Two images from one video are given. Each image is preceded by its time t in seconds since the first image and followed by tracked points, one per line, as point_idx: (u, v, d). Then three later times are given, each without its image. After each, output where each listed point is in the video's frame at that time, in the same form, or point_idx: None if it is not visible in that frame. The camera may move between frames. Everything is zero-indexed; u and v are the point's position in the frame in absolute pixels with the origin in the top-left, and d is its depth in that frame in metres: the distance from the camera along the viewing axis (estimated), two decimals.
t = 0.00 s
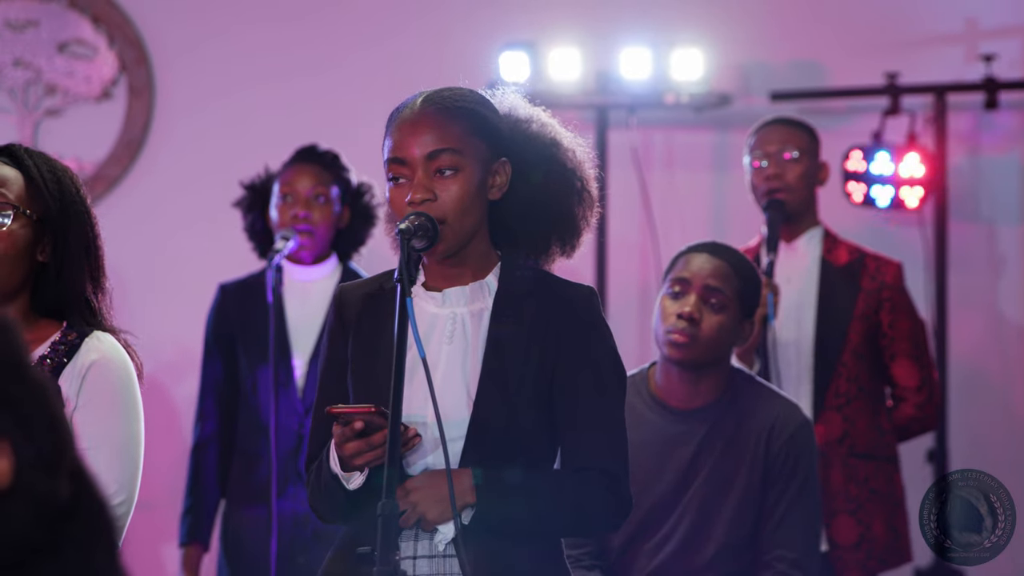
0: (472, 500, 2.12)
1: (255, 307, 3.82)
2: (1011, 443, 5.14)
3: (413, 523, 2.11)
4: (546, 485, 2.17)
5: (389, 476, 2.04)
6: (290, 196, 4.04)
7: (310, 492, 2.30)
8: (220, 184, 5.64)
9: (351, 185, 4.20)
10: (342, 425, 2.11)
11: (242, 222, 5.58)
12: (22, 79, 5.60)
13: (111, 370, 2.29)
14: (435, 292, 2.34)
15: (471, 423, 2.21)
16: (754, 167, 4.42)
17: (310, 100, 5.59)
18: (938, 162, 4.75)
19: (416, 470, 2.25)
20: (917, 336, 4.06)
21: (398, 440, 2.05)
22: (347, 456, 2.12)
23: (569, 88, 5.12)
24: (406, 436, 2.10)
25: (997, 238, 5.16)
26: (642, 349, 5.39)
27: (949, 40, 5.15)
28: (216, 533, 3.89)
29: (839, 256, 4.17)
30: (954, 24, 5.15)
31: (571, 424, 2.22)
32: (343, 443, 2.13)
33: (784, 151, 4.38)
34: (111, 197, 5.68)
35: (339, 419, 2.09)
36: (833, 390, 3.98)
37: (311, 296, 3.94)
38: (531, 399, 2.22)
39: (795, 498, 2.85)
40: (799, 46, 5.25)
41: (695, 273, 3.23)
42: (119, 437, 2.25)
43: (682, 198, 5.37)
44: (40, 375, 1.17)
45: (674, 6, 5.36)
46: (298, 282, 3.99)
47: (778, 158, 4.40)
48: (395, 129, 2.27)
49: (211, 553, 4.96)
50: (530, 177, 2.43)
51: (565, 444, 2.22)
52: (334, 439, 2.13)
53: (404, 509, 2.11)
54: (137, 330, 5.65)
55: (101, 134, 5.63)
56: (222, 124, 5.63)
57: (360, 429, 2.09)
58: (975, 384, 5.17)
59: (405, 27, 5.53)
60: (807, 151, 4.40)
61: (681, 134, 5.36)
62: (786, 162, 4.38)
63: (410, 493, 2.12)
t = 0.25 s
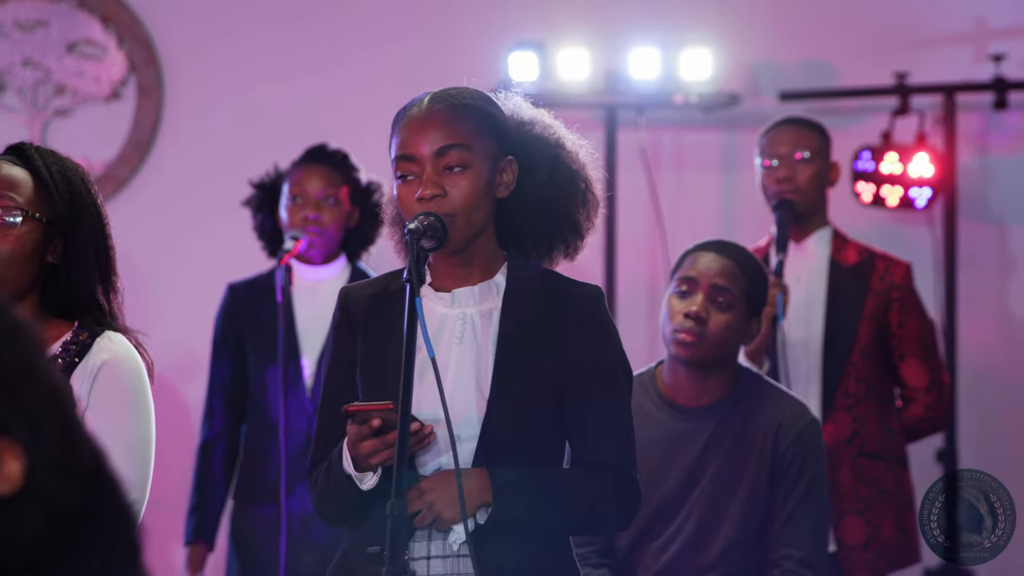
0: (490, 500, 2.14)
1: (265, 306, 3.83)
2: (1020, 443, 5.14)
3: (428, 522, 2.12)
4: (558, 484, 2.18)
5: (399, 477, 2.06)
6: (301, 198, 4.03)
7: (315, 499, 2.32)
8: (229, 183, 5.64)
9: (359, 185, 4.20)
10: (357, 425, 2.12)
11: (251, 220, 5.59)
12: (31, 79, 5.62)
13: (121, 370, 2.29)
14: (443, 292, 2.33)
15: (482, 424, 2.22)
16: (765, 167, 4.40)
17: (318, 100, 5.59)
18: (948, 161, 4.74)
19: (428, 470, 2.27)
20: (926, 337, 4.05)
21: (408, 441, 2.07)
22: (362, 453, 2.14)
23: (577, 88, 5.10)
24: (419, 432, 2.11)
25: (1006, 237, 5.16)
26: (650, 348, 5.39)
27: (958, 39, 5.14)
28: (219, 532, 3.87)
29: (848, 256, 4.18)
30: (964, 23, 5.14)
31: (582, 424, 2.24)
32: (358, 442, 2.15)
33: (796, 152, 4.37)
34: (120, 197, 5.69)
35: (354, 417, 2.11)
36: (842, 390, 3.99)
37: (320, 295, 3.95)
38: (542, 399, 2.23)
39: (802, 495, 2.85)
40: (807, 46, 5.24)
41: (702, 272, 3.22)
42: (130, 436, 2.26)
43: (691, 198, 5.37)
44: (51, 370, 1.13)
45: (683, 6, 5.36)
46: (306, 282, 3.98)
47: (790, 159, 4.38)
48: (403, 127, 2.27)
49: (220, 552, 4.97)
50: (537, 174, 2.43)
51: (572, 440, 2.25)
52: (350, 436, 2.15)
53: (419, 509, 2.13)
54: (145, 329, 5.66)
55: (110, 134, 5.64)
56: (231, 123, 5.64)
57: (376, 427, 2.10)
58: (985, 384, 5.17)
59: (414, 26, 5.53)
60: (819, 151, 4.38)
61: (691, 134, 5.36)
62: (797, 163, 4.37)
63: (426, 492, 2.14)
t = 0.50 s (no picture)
0: (501, 500, 2.14)
1: (274, 306, 3.83)
2: None
3: (439, 522, 2.13)
4: (566, 484, 2.19)
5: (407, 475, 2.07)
6: (311, 199, 4.03)
7: (321, 501, 2.32)
8: (236, 184, 5.64)
9: (368, 185, 4.20)
10: (364, 422, 2.13)
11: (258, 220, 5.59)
12: (40, 79, 5.61)
13: (129, 369, 2.29)
14: (450, 292, 2.33)
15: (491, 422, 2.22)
16: (775, 166, 4.41)
17: (325, 100, 5.60)
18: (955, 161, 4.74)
19: (437, 471, 2.26)
20: (931, 339, 4.04)
21: (415, 438, 2.09)
22: (369, 453, 2.15)
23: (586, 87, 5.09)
24: (425, 427, 2.12)
25: (1014, 237, 5.15)
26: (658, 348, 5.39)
27: (966, 39, 5.14)
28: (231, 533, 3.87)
29: (855, 257, 4.17)
30: (972, 23, 5.14)
31: (590, 423, 2.24)
32: (364, 440, 2.15)
33: (806, 152, 4.36)
34: (128, 197, 5.69)
35: (360, 415, 2.11)
36: (846, 391, 3.99)
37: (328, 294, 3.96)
38: (549, 398, 2.24)
39: (807, 496, 2.85)
40: (816, 46, 5.24)
41: (704, 280, 3.19)
42: (137, 436, 2.26)
43: (698, 198, 5.37)
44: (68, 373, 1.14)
45: (691, 6, 5.36)
46: (315, 282, 4.01)
47: (800, 159, 4.37)
48: (406, 127, 2.27)
49: (228, 552, 4.97)
50: (540, 173, 2.42)
51: (579, 438, 2.25)
52: (355, 436, 2.16)
53: (429, 509, 2.13)
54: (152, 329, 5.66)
55: (117, 134, 5.63)
56: (238, 124, 5.64)
57: (381, 423, 2.10)
58: (992, 384, 5.17)
59: (421, 27, 5.53)
60: (830, 151, 4.37)
61: (698, 134, 5.36)
62: (808, 163, 4.36)
63: (435, 492, 2.14)
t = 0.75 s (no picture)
0: (504, 499, 2.14)
1: (282, 307, 3.82)
2: None
3: (441, 521, 2.13)
4: (573, 484, 2.19)
5: (415, 474, 2.08)
6: (319, 198, 4.02)
7: (328, 499, 2.32)
8: (243, 184, 5.64)
9: (376, 185, 4.19)
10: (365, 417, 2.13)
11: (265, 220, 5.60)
12: (48, 79, 5.61)
13: (136, 370, 2.29)
14: (456, 291, 2.33)
15: (495, 418, 2.22)
16: (784, 164, 4.39)
17: (332, 100, 5.60)
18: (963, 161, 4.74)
19: (441, 471, 2.26)
20: (935, 341, 4.04)
21: (423, 436, 2.09)
22: (372, 450, 2.17)
23: (593, 88, 5.08)
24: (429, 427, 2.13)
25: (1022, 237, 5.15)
26: (666, 348, 5.39)
27: (974, 39, 5.14)
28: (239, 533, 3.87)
29: (861, 258, 4.18)
30: (980, 23, 5.14)
31: (595, 422, 2.24)
32: (369, 437, 2.17)
33: (815, 152, 4.35)
34: (136, 197, 5.69)
35: (361, 413, 2.11)
36: (849, 393, 3.99)
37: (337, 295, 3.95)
38: (555, 399, 2.24)
39: (815, 497, 2.83)
40: (824, 46, 5.24)
41: (709, 280, 3.19)
42: (143, 438, 2.26)
43: (705, 197, 5.36)
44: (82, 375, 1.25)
45: (701, 6, 5.35)
46: (322, 282, 3.99)
47: (809, 158, 4.36)
48: (411, 130, 2.27)
49: (236, 551, 4.98)
50: (546, 170, 2.42)
51: (587, 436, 2.24)
52: (359, 433, 2.19)
53: (433, 508, 2.13)
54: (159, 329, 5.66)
55: (125, 133, 5.63)
56: (244, 124, 5.64)
57: (382, 421, 2.10)
58: (999, 383, 5.17)
59: (428, 27, 5.53)
60: (838, 151, 4.36)
61: (706, 133, 5.35)
62: (816, 163, 4.34)
63: (437, 491, 2.14)
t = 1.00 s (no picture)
0: (508, 497, 2.15)
1: (292, 307, 3.82)
2: None
3: (447, 519, 2.14)
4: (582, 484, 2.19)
5: (423, 469, 2.10)
6: (326, 199, 4.01)
7: (334, 494, 2.32)
8: (250, 184, 5.63)
9: (385, 184, 4.17)
10: (370, 405, 2.15)
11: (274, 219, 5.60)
12: (56, 79, 5.62)
13: (141, 372, 2.29)
14: (466, 292, 2.34)
15: (503, 418, 2.23)
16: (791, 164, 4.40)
17: (339, 101, 5.59)
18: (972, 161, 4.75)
19: (448, 468, 2.26)
20: (936, 344, 4.03)
21: (431, 431, 2.11)
22: (374, 437, 2.17)
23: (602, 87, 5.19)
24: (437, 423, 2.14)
25: None
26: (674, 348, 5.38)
27: (980, 40, 5.17)
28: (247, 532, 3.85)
29: (866, 259, 4.17)
30: (988, 23, 5.16)
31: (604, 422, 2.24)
32: (371, 423, 2.17)
33: (823, 152, 4.35)
34: (146, 199, 5.65)
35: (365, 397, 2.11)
36: (852, 394, 4.00)
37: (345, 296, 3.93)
38: (564, 400, 2.24)
39: (821, 498, 2.85)
40: (833, 46, 5.24)
41: (720, 275, 3.19)
42: (146, 439, 2.25)
43: (714, 195, 5.34)
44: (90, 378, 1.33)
45: (710, 6, 5.34)
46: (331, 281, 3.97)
47: (818, 157, 4.36)
48: (422, 136, 2.27)
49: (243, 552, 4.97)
50: (558, 168, 2.43)
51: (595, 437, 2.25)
52: (364, 420, 2.18)
53: (439, 506, 2.14)
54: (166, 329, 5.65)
55: (134, 132, 5.62)
56: (252, 123, 5.62)
57: (386, 406, 2.11)
58: (1006, 383, 5.17)
59: (436, 27, 5.52)
60: (846, 151, 4.37)
61: (715, 133, 5.33)
62: (825, 163, 4.36)
63: (444, 489, 2.15)
